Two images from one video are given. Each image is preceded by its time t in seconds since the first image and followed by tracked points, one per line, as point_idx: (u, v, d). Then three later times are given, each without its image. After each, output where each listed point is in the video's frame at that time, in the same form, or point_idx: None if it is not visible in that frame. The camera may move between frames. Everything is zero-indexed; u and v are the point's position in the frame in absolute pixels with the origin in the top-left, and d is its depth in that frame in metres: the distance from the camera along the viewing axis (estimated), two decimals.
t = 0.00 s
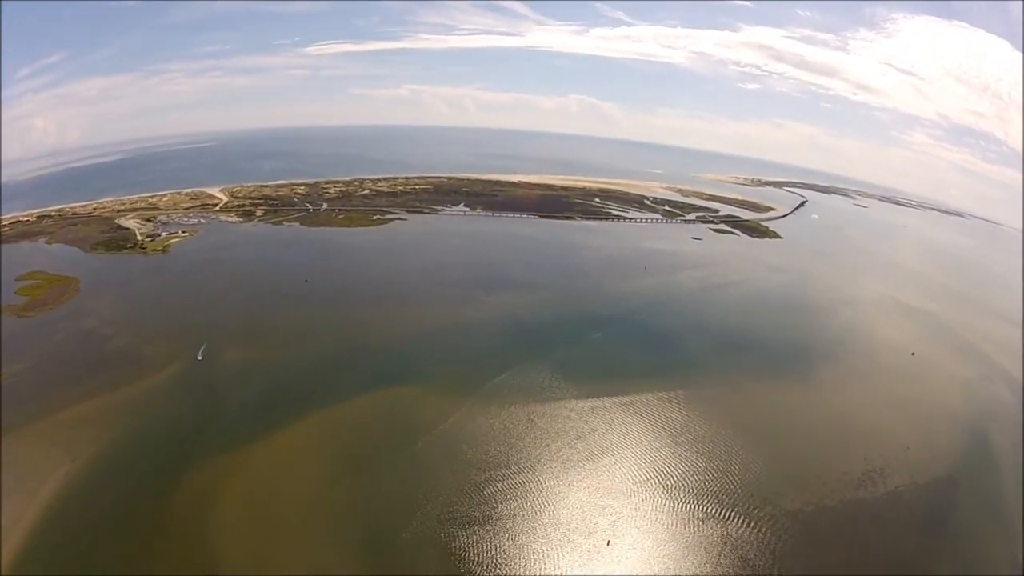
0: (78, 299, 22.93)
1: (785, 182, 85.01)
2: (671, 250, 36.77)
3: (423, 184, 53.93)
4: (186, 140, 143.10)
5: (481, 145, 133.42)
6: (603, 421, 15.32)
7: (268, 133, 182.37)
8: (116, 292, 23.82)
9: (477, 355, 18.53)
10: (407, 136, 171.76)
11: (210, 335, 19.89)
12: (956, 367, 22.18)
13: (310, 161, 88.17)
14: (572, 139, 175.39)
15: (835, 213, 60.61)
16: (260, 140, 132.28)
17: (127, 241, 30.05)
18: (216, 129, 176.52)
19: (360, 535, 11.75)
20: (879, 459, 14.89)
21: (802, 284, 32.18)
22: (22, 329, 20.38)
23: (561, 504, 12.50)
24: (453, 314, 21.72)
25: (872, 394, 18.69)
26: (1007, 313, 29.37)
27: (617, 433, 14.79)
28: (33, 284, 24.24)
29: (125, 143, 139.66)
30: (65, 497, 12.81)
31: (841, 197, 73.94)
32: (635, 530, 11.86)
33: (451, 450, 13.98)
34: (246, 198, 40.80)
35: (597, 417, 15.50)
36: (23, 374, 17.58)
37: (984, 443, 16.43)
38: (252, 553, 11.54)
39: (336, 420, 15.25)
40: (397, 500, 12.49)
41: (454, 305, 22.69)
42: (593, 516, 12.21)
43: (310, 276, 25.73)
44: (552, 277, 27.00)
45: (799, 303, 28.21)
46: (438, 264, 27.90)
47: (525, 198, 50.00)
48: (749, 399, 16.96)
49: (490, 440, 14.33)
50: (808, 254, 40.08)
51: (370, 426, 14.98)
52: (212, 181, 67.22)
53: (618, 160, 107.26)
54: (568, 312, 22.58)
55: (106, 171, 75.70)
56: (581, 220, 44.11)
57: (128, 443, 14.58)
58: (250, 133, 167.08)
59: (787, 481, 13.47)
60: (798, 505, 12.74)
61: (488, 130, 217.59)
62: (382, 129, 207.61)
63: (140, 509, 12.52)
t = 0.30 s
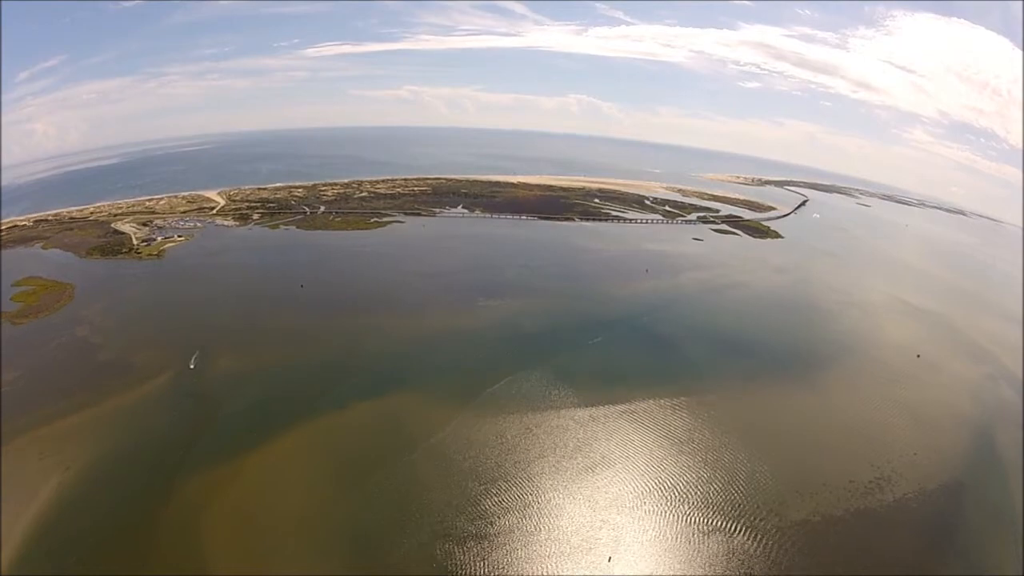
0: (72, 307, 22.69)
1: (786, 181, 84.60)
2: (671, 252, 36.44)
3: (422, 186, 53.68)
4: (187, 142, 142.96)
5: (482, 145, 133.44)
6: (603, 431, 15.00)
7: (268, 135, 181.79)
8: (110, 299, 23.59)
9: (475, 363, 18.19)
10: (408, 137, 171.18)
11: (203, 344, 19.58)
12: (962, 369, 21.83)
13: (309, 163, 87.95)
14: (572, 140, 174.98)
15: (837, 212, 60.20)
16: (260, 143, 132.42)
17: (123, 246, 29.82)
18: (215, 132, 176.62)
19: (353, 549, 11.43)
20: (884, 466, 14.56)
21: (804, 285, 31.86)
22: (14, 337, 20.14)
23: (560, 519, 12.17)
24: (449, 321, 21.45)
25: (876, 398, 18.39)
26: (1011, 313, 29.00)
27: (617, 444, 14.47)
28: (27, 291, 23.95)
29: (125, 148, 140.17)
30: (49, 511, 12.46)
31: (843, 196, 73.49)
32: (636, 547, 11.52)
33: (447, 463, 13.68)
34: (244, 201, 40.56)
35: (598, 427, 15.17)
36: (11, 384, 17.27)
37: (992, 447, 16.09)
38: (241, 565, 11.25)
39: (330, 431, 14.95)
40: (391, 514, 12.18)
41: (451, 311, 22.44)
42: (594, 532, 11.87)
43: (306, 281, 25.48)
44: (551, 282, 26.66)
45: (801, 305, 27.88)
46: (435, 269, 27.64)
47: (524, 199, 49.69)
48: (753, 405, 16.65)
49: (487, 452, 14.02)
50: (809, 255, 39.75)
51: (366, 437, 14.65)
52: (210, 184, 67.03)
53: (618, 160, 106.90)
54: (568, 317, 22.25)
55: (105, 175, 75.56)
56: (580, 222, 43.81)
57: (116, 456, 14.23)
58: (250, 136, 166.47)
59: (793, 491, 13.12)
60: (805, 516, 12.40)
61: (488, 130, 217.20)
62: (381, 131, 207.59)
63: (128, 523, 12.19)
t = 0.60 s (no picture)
0: (68, 311, 22.48)
1: (788, 181, 84.18)
2: (672, 252, 36.12)
3: (422, 187, 53.43)
4: (188, 144, 142.95)
5: (482, 146, 133.15)
6: (605, 440, 14.68)
7: (270, 137, 182.15)
8: (106, 303, 23.37)
9: (475, 368, 17.89)
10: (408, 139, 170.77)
11: (199, 350, 19.35)
12: (969, 370, 21.46)
13: (309, 165, 87.68)
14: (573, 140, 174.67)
15: (839, 211, 59.81)
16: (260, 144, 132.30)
17: (120, 250, 29.61)
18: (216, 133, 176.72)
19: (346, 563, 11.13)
20: (891, 475, 14.23)
21: (807, 286, 31.50)
22: (8, 342, 19.91)
23: (561, 533, 11.85)
24: (447, 325, 21.16)
25: (882, 401, 18.02)
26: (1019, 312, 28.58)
27: (620, 454, 14.15)
28: (22, 296, 23.65)
29: (126, 150, 140.09)
30: (38, 523, 12.14)
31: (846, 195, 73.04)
32: (639, 563, 11.21)
33: (445, 474, 13.38)
34: (243, 204, 40.35)
35: (599, 436, 14.86)
36: (3, 391, 17.00)
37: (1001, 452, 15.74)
38: None
39: (325, 441, 14.70)
40: (386, 528, 11.90)
41: (450, 315, 22.15)
42: (595, 547, 11.56)
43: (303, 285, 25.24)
44: (552, 284, 26.34)
45: (805, 306, 27.53)
46: (434, 271, 27.35)
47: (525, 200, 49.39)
48: (756, 411, 16.34)
49: (486, 462, 13.71)
50: (812, 255, 39.39)
51: (361, 448, 14.39)
52: (210, 185, 66.81)
53: (620, 160, 106.53)
54: (569, 320, 21.95)
55: (104, 177, 75.38)
56: (581, 223, 43.52)
57: (108, 466, 13.93)
58: (252, 138, 166.72)
59: (800, 502, 12.81)
60: (812, 529, 12.11)
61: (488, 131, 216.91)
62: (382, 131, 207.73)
63: (118, 539, 11.87)
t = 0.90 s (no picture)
0: (64, 312, 22.23)
1: (794, 181, 83.49)
2: (677, 253, 35.66)
3: (425, 187, 53.08)
4: (192, 144, 142.80)
5: (486, 146, 132.93)
6: (607, 452, 14.23)
7: (273, 137, 181.98)
8: (103, 305, 23.10)
9: (474, 376, 17.51)
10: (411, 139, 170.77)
11: (195, 353, 19.05)
12: (981, 376, 20.93)
13: (312, 165, 87.47)
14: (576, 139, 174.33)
15: (846, 211, 59.15)
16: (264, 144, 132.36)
17: (119, 250, 29.37)
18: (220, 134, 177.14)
19: None
20: (903, 486, 13.75)
21: (814, 288, 31.00)
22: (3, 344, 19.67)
23: (560, 551, 11.40)
24: (448, 329, 20.81)
25: (894, 408, 17.52)
26: None
27: (622, 466, 13.69)
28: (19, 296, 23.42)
29: (130, 150, 140.33)
30: (27, 529, 11.83)
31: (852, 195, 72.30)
32: None
33: (442, 486, 12.95)
34: (244, 204, 40.07)
35: (602, 447, 14.40)
36: None
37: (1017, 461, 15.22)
38: None
39: (319, 449, 14.31)
40: (379, 541, 11.49)
41: (450, 318, 21.80)
42: (595, 566, 11.10)
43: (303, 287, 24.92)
44: (555, 286, 25.93)
45: (811, 308, 27.03)
46: (435, 273, 27.00)
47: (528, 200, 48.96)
48: (764, 419, 15.88)
49: (484, 475, 13.28)
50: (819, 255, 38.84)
51: (357, 457, 14.00)
52: (212, 185, 66.67)
53: (623, 159, 106.01)
54: (571, 323, 21.56)
55: (107, 177, 75.36)
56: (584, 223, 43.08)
57: (97, 472, 13.55)
58: (255, 138, 166.68)
59: (808, 516, 12.35)
60: (820, 544, 11.67)
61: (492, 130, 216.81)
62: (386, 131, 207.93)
63: (102, 551, 11.41)
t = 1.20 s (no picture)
0: (59, 313, 21.96)
1: (796, 181, 83.01)
2: (679, 255, 35.29)
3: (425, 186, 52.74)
4: (193, 143, 142.44)
5: (487, 145, 132.32)
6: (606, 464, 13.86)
7: (275, 135, 181.75)
8: (99, 305, 22.84)
9: (472, 381, 17.15)
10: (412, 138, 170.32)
11: (190, 355, 18.77)
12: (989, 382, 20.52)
13: (312, 164, 87.13)
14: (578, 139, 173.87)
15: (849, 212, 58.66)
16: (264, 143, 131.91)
17: (116, 249, 29.10)
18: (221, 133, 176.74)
19: None
20: (911, 499, 13.35)
21: (818, 290, 30.60)
22: None
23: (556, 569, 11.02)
24: (445, 331, 20.50)
25: (900, 416, 17.14)
26: None
27: (622, 480, 13.31)
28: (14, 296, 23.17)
29: (130, 148, 140.08)
30: (13, 535, 11.55)
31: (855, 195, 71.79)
32: None
33: (436, 499, 12.59)
34: (243, 203, 39.76)
35: (601, 459, 14.03)
36: None
37: None
38: None
39: (311, 455, 13.99)
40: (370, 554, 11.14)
41: (448, 320, 21.48)
42: None
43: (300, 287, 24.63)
44: (555, 289, 25.55)
45: (815, 311, 26.65)
46: (434, 274, 26.68)
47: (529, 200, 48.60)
48: (767, 428, 15.51)
49: (480, 488, 12.92)
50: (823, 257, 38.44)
51: (350, 466, 13.68)
52: (212, 184, 66.37)
53: (625, 159, 105.60)
54: (571, 326, 21.25)
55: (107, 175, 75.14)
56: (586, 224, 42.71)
57: (83, 479, 13.19)
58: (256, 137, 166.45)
59: (814, 532, 11.97)
60: (826, 561, 11.28)
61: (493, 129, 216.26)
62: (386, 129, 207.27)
63: (84, 562, 11.00)
